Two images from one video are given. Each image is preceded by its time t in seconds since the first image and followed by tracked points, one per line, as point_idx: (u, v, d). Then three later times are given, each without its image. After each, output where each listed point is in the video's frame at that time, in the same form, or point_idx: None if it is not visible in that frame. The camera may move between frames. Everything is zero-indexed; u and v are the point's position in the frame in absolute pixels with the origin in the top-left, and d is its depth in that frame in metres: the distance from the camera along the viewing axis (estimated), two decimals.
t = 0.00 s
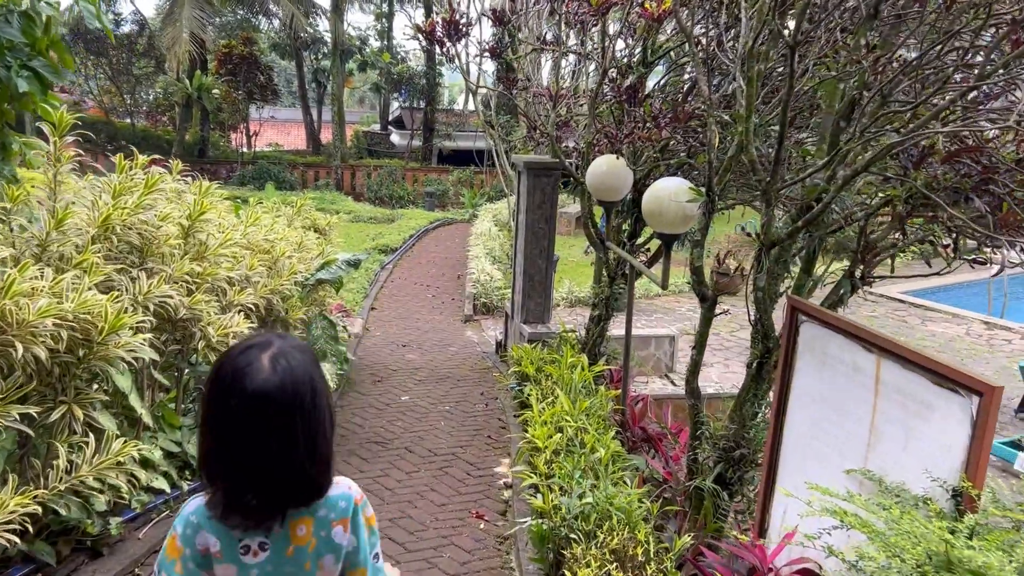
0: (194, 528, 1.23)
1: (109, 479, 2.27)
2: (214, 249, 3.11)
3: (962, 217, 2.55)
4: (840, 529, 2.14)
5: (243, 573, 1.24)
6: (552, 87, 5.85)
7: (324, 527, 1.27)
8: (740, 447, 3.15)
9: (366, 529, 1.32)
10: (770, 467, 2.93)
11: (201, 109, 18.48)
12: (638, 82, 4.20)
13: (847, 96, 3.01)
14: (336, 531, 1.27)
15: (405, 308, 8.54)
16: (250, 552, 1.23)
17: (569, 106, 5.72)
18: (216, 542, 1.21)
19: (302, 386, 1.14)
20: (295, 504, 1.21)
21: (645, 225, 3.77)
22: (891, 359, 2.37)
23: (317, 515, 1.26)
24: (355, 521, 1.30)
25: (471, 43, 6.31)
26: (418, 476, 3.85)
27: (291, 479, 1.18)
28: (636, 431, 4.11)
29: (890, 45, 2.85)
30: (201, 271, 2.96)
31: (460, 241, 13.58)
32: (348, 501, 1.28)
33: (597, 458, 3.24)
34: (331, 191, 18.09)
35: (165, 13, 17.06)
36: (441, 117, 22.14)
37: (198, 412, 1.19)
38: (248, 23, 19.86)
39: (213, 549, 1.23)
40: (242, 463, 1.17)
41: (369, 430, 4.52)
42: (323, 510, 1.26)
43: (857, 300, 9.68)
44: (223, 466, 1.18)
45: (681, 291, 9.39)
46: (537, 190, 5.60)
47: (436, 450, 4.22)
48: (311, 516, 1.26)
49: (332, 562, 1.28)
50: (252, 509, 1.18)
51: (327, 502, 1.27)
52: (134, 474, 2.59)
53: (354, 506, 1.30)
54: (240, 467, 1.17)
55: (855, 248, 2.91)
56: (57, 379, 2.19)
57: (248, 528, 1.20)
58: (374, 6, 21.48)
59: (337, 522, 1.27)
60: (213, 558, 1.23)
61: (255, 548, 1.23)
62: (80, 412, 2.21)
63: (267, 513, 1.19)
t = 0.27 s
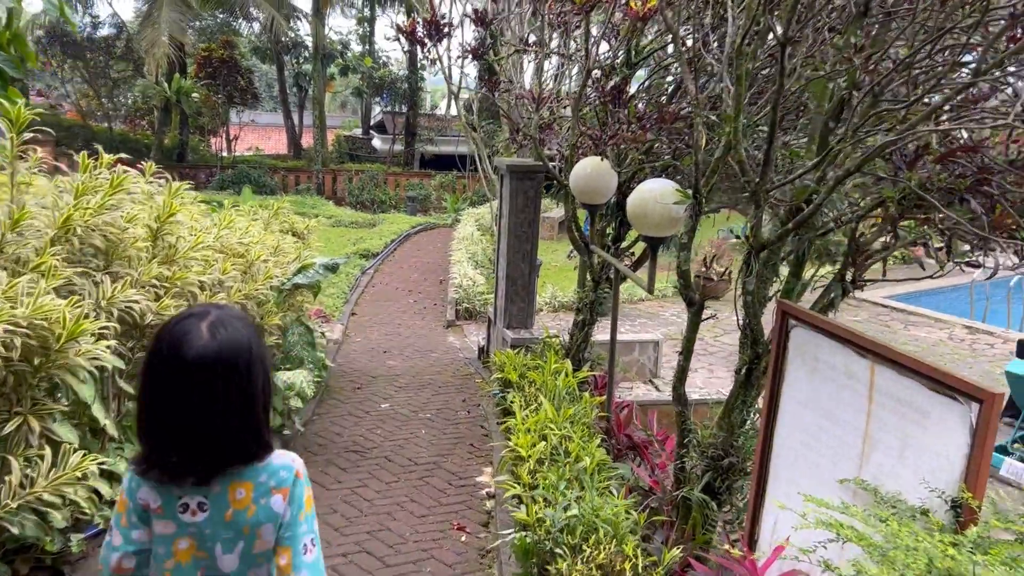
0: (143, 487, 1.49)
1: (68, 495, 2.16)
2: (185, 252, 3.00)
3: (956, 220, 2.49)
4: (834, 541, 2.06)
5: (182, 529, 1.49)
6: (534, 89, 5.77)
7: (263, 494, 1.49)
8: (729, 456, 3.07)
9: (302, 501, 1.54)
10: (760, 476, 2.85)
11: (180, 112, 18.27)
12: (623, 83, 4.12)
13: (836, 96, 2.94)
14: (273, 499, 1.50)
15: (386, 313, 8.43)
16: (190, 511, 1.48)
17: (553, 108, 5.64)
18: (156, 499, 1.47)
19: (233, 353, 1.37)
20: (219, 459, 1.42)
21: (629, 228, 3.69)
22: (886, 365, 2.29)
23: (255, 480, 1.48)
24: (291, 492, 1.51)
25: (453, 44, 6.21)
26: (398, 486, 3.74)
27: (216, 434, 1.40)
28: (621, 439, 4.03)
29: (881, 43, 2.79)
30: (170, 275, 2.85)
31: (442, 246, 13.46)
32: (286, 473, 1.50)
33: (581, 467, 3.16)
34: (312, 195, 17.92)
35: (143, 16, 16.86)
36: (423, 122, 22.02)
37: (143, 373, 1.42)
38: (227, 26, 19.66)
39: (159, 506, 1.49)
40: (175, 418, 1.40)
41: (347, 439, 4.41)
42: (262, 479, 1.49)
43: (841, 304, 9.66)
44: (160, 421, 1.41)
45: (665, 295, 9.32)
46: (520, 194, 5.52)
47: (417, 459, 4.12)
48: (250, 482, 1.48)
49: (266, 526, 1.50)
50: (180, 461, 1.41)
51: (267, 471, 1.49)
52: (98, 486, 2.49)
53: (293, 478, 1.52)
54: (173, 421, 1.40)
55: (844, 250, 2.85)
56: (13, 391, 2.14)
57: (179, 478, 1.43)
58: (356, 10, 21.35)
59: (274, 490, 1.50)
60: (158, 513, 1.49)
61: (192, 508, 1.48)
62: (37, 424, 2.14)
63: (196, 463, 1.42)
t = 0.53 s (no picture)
0: (118, 496, 1.44)
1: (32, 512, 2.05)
2: (158, 255, 2.89)
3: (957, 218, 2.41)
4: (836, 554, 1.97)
5: (159, 538, 1.44)
6: (521, 88, 5.67)
7: (235, 502, 1.44)
8: (724, 462, 2.98)
9: (275, 510, 1.47)
10: (755, 483, 2.76)
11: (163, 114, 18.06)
12: (612, 80, 4.03)
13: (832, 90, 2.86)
14: (245, 507, 1.44)
15: (372, 317, 8.30)
16: (164, 520, 1.43)
17: (540, 107, 5.54)
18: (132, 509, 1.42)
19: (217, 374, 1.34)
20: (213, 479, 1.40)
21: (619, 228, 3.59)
22: (888, 369, 2.20)
23: (229, 491, 1.43)
24: (265, 499, 1.46)
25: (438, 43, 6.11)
26: (383, 496, 3.63)
27: (209, 456, 1.37)
28: (612, 444, 3.93)
29: (878, 36, 2.71)
30: (143, 279, 2.73)
31: (429, 248, 13.34)
32: (258, 481, 1.45)
33: (572, 475, 3.06)
34: (297, 198, 17.75)
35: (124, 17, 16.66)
36: (409, 123, 21.87)
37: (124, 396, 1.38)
38: (210, 27, 19.47)
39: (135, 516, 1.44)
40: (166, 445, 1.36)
41: (331, 446, 4.29)
42: (235, 487, 1.44)
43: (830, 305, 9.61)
44: (143, 442, 1.37)
45: (654, 297, 9.24)
46: (507, 194, 5.41)
47: (403, 467, 4.00)
48: (225, 492, 1.43)
49: (241, 535, 1.45)
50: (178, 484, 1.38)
51: (240, 480, 1.44)
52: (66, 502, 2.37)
53: (265, 486, 1.47)
54: (160, 444, 1.36)
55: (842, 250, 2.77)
56: None
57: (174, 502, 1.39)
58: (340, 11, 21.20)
59: (246, 499, 1.44)
60: (134, 524, 1.44)
61: (167, 517, 1.42)
62: None
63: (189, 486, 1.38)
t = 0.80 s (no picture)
0: (90, 489, 1.58)
1: None
2: (138, 260, 2.79)
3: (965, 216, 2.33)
4: (846, 568, 1.87)
5: (131, 526, 1.60)
6: (513, 87, 5.58)
7: (204, 491, 1.63)
8: (724, 468, 2.89)
9: (238, 494, 1.70)
10: (759, 491, 2.67)
11: (153, 117, 17.92)
12: (606, 76, 3.93)
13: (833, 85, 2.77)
14: (214, 495, 1.65)
15: (364, 319, 8.20)
16: (137, 510, 1.59)
17: (532, 106, 5.44)
18: (105, 502, 1.57)
19: (172, 365, 1.47)
20: (172, 464, 1.54)
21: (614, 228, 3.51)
22: (898, 373, 2.11)
23: (197, 479, 1.63)
24: (230, 488, 1.68)
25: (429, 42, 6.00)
26: (374, 505, 3.53)
27: (164, 442, 1.51)
28: (609, 450, 3.83)
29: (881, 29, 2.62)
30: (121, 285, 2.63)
31: (422, 250, 13.23)
32: (226, 470, 1.66)
33: (567, 482, 2.96)
34: (289, 200, 17.63)
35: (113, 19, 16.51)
36: (401, 125, 21.70)
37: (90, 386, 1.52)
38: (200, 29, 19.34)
39: (105, 508, 1.59)
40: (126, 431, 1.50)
41: (321, 454, 4.18)
42: (204, 477, 1.63)
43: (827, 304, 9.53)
44: (107, 428, 1.51)
45: (649, 298, 9.15)
46: (500, 195, 5.32)
47: (395, 475, 3.90)
48: (193, 481, 1.62)
49: (208, 519, 1.65)
50: (139, 471, 1.53)
51: (207, 470, 1.64)
52: (38, 518, 2.27)
53: (230, 474, 1.68)
54: (123, 431, 1.50)
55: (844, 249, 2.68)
56: None
57: (136, 487, 1.54)
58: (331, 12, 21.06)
59: (215, 487, 1.65)
60: (106, 516, 1.59)
61: (139, 506, 1.59)
62: None
63: (151, 471, 1.53)
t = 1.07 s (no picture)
0: (51, 461, 1.58)
1: None
2: (113, 266, 2.71)
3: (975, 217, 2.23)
4: None
5: (84, 504, 1.58)
6: (506, 88, 5.49)
7: (160, 481, 1.59)
8: (725, 480, 2.78)
9: (197, 491, 1.63)
10: (762, 506, 2.57)
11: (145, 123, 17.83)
12: (599, 76, 3.84)
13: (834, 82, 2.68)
14: (170, 488, 1.59)
15: (357, 326, 8.10)
16: (91, 488, 1.57)
17: (526, 108, 5.35)
18: (60, 476, 1.56)
19: (133, 354, 1.46)
20: (120, 454, 1.53)
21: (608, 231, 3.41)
22: (907, 382, 2.01)
23: (155, 468, 1.58)
24: (188, 482, 1.61)
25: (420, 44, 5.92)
26: (363, 518, 3.42)
27: (123, 426, 1.50)
28: (605, 459, 3.72)
29: (883, 24, 2.54)
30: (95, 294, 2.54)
31: (417, 255, 13.13)
32: (184, 464, 1.60)
33: (561, 495, 2.86)
34: (283, 206, 17.52)
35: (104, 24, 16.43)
36: (396, 130, 21.60)
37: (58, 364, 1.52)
38: (194, 35, 19.26)
39: (62, 482, 1.58)
40: (83, 417, 1.51)
41: (310, 465, 4.07)
42: (161, 466, 1.58)
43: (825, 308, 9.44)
44: (68, 408, 1.50)
45: (646, 303, 9.06)
46: (493, 198, 5.22)
47: (385, 486, 3.79)
48: (150, 468, 1.57)
49: (161, 512, 1.60)
50: (88, 456, 1.52)
51: (166, 459, 1.59)
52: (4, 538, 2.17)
53: (190, 470, 1.61)
54: (82, 412, 1.50)
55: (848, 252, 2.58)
56: None
57: (89, 468, 1.54)
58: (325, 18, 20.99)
59: (171, 479, 1.59)
60: (61, 489, 1.57)
61: (94, 486, 1.56)
62: None
63: (104, 459, 1.53)
